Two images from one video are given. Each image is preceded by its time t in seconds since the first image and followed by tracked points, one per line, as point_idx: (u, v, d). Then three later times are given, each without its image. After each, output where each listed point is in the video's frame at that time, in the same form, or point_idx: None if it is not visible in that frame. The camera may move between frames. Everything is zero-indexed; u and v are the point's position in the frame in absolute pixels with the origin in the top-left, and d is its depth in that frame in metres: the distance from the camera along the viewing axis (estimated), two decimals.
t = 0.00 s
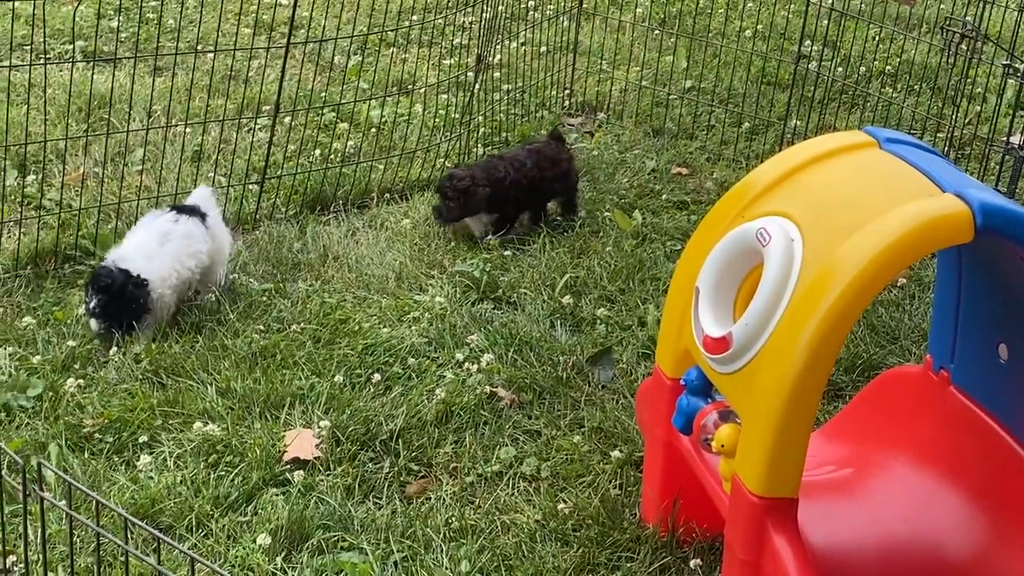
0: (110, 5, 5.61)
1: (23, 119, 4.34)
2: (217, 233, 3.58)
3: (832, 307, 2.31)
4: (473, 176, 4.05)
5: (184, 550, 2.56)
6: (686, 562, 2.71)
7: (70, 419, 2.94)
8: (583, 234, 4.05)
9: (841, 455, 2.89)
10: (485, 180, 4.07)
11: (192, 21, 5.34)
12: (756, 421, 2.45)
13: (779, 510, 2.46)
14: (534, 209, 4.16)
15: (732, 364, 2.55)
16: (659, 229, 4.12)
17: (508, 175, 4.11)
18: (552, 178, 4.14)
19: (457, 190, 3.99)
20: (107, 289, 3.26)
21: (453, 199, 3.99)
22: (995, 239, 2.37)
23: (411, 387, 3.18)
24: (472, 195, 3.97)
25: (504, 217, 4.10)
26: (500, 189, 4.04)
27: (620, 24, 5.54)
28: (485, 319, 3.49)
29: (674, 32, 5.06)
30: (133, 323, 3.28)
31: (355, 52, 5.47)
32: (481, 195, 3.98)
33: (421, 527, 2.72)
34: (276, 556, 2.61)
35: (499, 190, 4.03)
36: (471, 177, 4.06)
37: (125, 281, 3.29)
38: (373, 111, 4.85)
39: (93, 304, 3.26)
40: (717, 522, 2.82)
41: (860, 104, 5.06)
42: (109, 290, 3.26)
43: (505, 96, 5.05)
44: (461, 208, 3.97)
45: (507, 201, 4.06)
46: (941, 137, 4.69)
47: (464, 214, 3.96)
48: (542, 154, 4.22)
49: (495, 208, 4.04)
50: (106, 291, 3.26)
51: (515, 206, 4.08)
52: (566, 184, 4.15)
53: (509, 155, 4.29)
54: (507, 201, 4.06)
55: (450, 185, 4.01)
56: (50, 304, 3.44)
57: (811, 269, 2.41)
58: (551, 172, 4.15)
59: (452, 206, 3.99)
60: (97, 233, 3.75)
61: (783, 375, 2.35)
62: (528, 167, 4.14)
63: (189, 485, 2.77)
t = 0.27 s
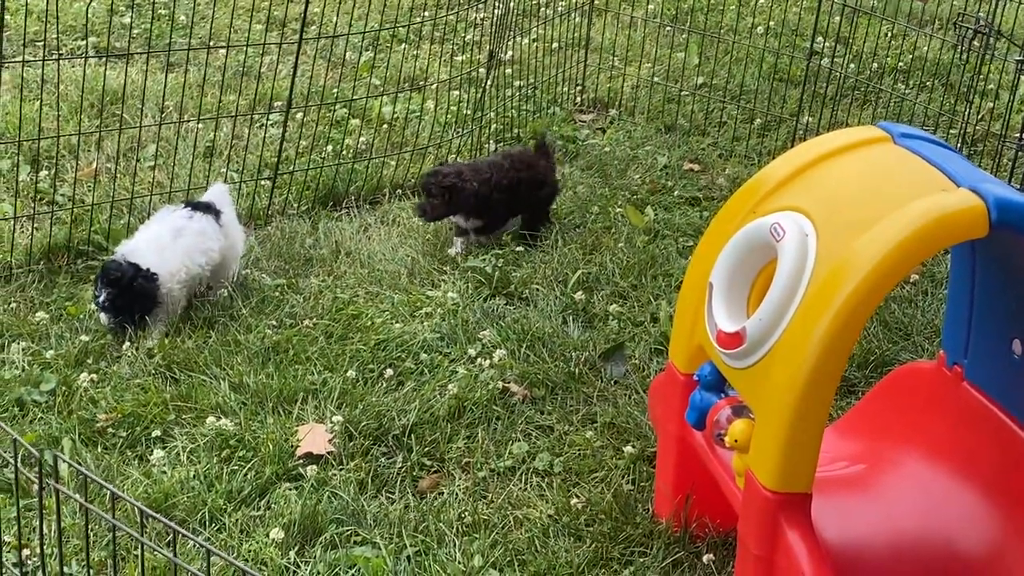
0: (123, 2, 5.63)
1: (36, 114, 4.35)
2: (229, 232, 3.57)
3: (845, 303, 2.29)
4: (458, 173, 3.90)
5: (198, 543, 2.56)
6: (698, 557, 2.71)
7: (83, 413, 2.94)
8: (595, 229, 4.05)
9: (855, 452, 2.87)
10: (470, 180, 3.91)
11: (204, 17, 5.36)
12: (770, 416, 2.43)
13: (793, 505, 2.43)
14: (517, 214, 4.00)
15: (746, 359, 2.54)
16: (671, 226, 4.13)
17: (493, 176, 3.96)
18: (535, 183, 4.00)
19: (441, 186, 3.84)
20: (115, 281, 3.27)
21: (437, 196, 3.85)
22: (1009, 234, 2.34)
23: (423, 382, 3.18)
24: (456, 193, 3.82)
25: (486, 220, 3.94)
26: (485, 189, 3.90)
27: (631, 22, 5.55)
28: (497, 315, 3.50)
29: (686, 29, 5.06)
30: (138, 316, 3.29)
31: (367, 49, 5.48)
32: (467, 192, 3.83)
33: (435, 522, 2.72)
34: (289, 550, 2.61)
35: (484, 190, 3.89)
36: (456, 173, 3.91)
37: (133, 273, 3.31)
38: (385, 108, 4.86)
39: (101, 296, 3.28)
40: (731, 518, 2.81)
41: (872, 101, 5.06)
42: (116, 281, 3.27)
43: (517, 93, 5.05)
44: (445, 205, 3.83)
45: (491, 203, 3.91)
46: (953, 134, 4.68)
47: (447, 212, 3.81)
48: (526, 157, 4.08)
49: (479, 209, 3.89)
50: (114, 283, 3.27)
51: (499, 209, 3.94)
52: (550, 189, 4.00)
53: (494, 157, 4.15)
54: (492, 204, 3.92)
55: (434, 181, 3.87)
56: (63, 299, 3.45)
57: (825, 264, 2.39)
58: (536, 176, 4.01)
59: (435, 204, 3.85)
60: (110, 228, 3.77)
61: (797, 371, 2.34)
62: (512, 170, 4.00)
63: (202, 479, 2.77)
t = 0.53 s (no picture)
0: None
1: (46, 111, 4.37)
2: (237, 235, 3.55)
3: (854, 301, 2.27)
4: (456, 170, 3.81)
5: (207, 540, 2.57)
6: (707, 554, 2.71)
7: (93, 410, 2.95)
8: (604, 225, 4.05)
9: (864, 449, 2.86)
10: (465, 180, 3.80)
11: (212, 13, 5.37)
12: (779, 412, 2.41)
13: (802, 502, 2.40)
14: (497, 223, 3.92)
15: (755, 356, 2.52)
16: (679, 222, 4.13)
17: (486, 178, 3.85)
18: (518, 191, 3.93)
19: (437, 181, 3.77)
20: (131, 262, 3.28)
21: (431, 191, 3.77)
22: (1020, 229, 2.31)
23: (432, 378, 3.19)
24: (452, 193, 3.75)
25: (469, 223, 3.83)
26: (478, 191, 3.80)
27: (639, 17, 5.55)
28: (505, 311, 3.50)
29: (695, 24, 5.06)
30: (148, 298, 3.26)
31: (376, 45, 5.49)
32: (461, 192, 3.76)
33: (443, 518, 2.73)
34: (298, 546, 2.62)
35: (477, 194, 3.79)
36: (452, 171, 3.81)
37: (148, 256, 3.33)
38: (393, 104, 4.86)
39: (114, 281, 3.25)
40: (740, 514, 2.81)
41: (881, 97, 5.05)
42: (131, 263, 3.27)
43: (525, 89, 5.05)
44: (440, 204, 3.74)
45: (479, 207, 3.82)
46: (963, 130, 4.68)
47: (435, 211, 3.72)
48: (511, 162, 4.00)
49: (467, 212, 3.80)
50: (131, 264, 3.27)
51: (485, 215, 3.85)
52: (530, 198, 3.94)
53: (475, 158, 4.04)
54: (480, 209, 3.83)
55: (431, 175, 3.78)
56: (73, 295, 3.46)
57: (835, 260, 2.38)
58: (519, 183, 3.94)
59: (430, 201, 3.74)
60: (119, 225, 3.78)
61: (805, 370, 2.32)
62: (501, 175, 3.90)
63: (211, 476, 2.77)
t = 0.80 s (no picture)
0: None
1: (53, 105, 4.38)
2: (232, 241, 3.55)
3: (862, 295, 2.27)
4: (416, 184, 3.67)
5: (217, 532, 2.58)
6: (715, 547, 2.70)
7: (102, 403, 2.96)
8: (610, 219, 4.06)
9: (872, 443, 2.86)
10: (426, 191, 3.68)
11: (219, 8, 5.38)
12: (787, 405, 2.40)
13: (810, 495, 2.40)
14: (469, 229, 3.81)
15: (763, 349, 2.52)
16: (686, 216, 4.13)
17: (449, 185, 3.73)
18: (478, 187, 3.84)
19: (397, 200, 3.62)
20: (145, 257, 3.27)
21: (391, 209, 3.62)
22: None
23: (440, 372, 3.20)
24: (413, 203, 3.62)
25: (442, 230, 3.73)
26: (444, 202, 3.68)
27: (645, 12, 5.56)
28: (512, 305, 3.51)
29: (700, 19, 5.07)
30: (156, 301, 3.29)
31: (382, 39, 5.49)
32: (426, 208, 3.62)
33: (451, 512, 2.73)
34: (307, 539, 2.62)
35: (444, 204, 3.67)
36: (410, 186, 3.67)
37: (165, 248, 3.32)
38: (400, 98, 4.87)
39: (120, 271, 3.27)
40: (747, 507, 2.81)
41: (887, 90, 5.05)
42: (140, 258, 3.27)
43: (531, 83, 5.06)
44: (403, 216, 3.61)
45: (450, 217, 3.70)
46: (969, 124, 4.68)
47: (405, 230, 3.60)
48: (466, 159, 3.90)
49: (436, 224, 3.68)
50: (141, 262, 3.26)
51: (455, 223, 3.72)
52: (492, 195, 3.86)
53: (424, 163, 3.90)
54: (449, 218, 3.70)
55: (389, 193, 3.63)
56: (81, 289, 3.46)
57: (843, 253, 2.37)
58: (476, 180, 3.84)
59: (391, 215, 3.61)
60: (126, 219, 3.79)
61: (813, 363, 2.31)
62: (461, 174, 3.80)
63: (219, 469, 2.78)
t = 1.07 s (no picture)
0: None
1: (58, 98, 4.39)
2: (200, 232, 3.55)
3: (871, 284, 2.26)
4: (386, 183, 3.56)
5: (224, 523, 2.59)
6: (722, 538, 2.70)
7: (108, 395, 2.96)
8: (616, 211, 4.06)
9: (880, 433, 2.85)
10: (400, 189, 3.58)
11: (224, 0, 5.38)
12: (794, 396, 2.39)
13: (817, 486, 2.39)
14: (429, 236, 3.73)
15: (770, 340, 2.51)
16: (691, 207, 4.13)
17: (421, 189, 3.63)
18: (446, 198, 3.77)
19: (366, 197, 3.53)
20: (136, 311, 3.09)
21: (362, 207, 3.53)
22: None
23: (446, 363, 3.20)
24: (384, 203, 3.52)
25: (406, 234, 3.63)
26: (414, 204, 3.58)
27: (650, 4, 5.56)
28: (518, 297, 3.51)
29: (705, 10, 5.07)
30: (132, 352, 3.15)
31: (387, 31, 5.49)
32: (395, 205, 3.53)
33: (458, 503, 2.73)
34: (314, 530, 2.62)
35: (413, 205, 3.57)
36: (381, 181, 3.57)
37: (158, 304, 3.14)
38: (404, 90, 4.87)
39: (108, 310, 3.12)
40: (754, 498, 2.81)
41: (892, 81, 5.05)
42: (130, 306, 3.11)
43: (536, 74, 5.06)
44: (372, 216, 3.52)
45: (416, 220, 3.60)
46: (975, 115, 4.67)
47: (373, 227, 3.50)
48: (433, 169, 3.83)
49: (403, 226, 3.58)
50: (129, 317, 3.08)
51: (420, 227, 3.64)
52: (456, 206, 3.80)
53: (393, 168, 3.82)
54: (415, 220, 3.61)
55: (359, 190, 3.53)
56: (87, 281, 3.47)
57: (849, 244, 2.36)
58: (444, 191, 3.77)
59: (360, 214, 3.53)
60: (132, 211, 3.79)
61: (821, 352, 2.31)
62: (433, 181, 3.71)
63: (226, 460, 2.78)
